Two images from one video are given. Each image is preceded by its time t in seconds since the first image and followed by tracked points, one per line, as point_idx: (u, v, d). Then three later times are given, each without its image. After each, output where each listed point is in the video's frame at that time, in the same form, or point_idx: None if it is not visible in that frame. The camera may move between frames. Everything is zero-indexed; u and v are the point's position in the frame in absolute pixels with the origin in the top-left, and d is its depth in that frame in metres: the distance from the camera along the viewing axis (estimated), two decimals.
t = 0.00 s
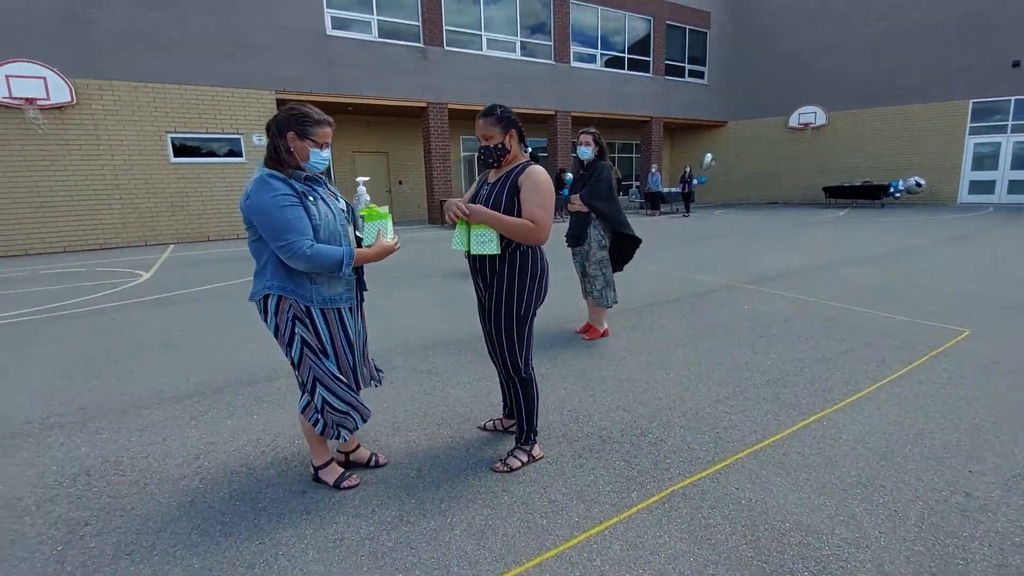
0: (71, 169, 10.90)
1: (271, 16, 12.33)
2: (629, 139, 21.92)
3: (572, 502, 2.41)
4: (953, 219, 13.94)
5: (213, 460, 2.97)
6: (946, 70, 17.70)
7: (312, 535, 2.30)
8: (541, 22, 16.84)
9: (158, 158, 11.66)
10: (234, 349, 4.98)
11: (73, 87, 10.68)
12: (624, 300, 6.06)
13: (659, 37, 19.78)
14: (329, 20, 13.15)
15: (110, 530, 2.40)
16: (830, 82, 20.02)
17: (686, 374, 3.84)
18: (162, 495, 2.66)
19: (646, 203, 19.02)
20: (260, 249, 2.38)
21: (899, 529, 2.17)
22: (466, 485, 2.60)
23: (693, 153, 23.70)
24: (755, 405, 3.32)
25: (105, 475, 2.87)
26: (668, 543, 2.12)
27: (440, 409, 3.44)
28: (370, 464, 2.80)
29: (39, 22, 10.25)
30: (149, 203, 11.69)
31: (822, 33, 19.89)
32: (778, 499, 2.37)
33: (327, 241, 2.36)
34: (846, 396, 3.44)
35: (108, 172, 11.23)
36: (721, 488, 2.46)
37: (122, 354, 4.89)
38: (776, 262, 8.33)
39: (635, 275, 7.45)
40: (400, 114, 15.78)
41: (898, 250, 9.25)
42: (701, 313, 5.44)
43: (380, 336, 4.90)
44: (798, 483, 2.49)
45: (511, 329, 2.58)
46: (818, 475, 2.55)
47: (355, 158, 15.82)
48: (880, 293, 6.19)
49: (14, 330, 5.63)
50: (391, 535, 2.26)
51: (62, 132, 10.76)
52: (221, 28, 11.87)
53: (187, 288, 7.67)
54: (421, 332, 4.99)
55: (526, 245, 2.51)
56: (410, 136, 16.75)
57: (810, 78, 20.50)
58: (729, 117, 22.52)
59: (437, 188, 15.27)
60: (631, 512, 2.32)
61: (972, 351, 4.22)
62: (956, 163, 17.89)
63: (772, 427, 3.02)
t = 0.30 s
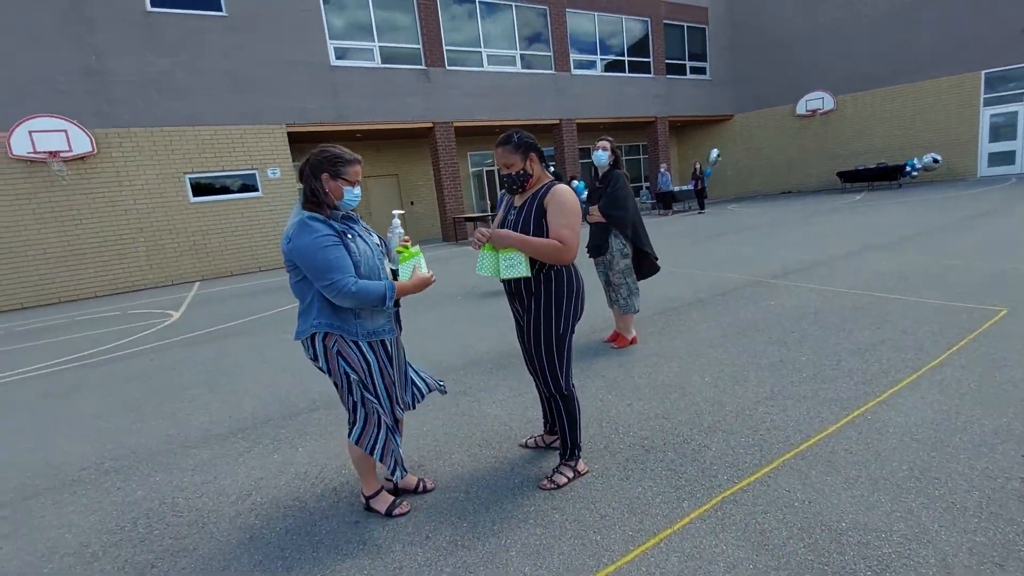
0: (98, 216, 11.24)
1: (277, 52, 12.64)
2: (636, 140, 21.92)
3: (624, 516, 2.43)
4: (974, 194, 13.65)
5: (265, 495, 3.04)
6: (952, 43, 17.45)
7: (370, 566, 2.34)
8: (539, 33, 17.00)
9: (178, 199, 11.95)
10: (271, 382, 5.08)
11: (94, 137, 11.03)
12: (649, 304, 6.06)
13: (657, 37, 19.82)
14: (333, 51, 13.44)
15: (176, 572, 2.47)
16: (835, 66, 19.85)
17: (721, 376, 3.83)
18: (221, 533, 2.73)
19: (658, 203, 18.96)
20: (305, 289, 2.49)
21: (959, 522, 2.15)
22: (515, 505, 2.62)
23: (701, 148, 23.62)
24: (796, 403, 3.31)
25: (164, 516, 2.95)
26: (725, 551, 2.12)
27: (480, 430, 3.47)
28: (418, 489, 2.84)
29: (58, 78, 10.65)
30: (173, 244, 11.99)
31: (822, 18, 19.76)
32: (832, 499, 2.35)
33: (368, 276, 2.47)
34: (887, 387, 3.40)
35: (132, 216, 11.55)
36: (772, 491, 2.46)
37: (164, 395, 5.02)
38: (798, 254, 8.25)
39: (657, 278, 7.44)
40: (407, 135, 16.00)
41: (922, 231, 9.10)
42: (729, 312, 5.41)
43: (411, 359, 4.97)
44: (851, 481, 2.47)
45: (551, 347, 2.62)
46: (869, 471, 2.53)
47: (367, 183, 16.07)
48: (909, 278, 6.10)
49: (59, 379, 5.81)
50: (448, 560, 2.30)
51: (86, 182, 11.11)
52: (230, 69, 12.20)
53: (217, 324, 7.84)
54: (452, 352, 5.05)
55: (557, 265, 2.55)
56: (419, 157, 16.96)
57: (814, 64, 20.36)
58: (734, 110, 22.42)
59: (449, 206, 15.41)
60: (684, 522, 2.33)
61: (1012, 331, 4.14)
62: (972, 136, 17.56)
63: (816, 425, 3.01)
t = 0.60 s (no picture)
0: (99, 208, 11.19)
1: (284, 50, 12.65)
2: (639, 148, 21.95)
3: (629, 524, 2.39)
4: (977, 211, 13.68)
5: (263, 494, 2.99)
6: (957, 61, 17.53)
7: (370, 569, 2.29)
8: (546, 39, 17.05)
9: (181, 193, 11.92)
10: (270, 379, 5.03)
11: (98, 129, 11.00)
12: (653, 312, 6.03)
13: (663, 46, 19.88)
14: (340, 50, 13.45)
15: (172, 569, 2.43)
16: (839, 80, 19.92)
17: (726, 386, 3.80)
18: (218, 530, 2.69)
19: (660, 211, 18.98)
20: (316, 284, 2.49)
21: (972, 540, 2.11)
22: (519, 510, 2.58)
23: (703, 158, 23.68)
24: (803, 415, 3.27)
25: (159, 512, 2.90)
26: (733, 564, 2.09)
27: (483, 433, 3.43)
28: (420, 492, 2.80)
29: (63, 69, 10.64)
30: (174, 237, 11.94)
31: (828, 32, 19.85)
32: (841, 513, 2.32)
33: (381, 272, 2.52)
34: (895, 402, 3.37)
35: (133, 209, 11.50)
36: (781, 504, 2.42)
37: (162, 389, 4.96)
38: (801, 266, 8.24)
39: (659, 286, 7.42)
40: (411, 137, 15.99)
41: (925, 247, 9.10)
42: (733, 322, 5.38)
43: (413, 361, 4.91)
44: (860, 495, 2.43)
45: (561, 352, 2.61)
46: (879, 486, 2.50)
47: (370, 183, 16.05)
48: (915, 293, 6.07)
49: (54, 370, 5.75)
50: (451, 565, 2.26)
51: (88, 173, 11.06)
52: (237, 65, 12.20)
53: (216, 320, 7.79)
54: (454, 354, 5.00)
55: (564, 273, 2.52)
56: (422, 158, 16.94)
57: (818, 77, 20.43)
58: (738, 121, 22.48)
59: (452, 208, 15.39)
60: (692, 533, 2.29)
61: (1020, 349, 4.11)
62: (974, 154, 17.61)
63: (823, 438, 2.97)
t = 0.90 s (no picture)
0: (100, 202, 11.16)
1: (288, 46, 12.61)
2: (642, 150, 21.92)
3: (632, 531, 2.35)
4: (980, 218, 13.64)
5: (259, 494, 2.96)
6: (962, 68, 17.48)
7: (367, 573, 2.26)
8: (551, 39, 17.00)
9: (182, 188, 11.89)
10: (269, 376, 4.99)
11: (100, 122, 10.97)
12: (655, 314, 5.99)
13: (668, 48, 19.83)
14: (344, 47, 13.41)
15: (165, 570, 2.40)
16: (844, 85, 19.87)
17: (730, 390, 3.75)
18: (212, 531, 2.66)
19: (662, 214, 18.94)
20: (320, 279, 2.46)
21: (982, 554, 2.07)
22: (519, 515, 2.55)
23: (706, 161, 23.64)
24: (807, 421, 3.23)
25: (154, 511, 2.88)
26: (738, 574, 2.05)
27: (483, 434, 3.39)
28: (418, 494, 2.77)
29: (67, 62, 10.61)
30: (175, 233, 11.91)
31: (833, 37, 19.80)
32: (848, 523, 2.28)
33: (387, 269, 2.51)
34: (901, 409, 3.32)
35: (135, 203, 11.47)
36: (786, 512, 2.38)
37: (160, 384, 4.93)
38: (804, 270, 8.19)
39: (662, 288, 7.38)
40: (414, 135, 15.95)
41: (929, 253, 9.04)
42: (736, 326, 5.34)
43: (412, 360, 4.88)
44: (866, 505, 2.39)
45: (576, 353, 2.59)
46: (886, 496, 2.45)
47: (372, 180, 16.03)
48: (918, 299, 6.03)
49: (51, 364, 5.72)
50: (449, 570, 2.22)
51: (89, 167, 11.03)
52: (241, 60, 12.17)
53: (216, 316, 7.76)
54: (454, 354, 4.96)
55: (557, 274, 2.49)
56: (425, 157, 16.91)
57: (823, 82, 20.38)
58: (741, 124, 22.44)
59: (453, 207, 15.35)
60: (695, 541, 2.25)
61: None
62: (978, 161, 17.57)
63: (828, 445, 2.93)
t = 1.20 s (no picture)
0: (103, 197, 11.15)
1: (290, 40, 12.54)
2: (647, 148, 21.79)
3: (631, 538, 2.29)
4: (987, 219, 13.51)
5: (253, 494, 2.91)
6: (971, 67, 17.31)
7: None
8: (555, 35, 16.87)
9: (184, 183, 11.85)
10: (267, 374, 4.95)
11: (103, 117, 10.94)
12: (658, 314, 5.91)
13: (674, 45, 19.68)
14: (347, 42, 13.33)
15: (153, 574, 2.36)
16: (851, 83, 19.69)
17: (733, 393, 3.68)
18: (204, 533, 2.62)
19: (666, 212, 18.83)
20: (315, 276, 2.40)
21: (992, 565, 2.00)
22: (516, 520, 2.48)
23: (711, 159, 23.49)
24: (812, 425, 3.16)
25: (146, 511, 2.84)
26: None
27: (482, 435, 3.33)
28: (415, 496, 2.71)
29: (69, 56, 10.57)
30: (177, 228, 11.88)
31: (841, 34, 19.61)
32: (853, 532, 2.22)
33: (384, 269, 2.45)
34: (908, 414, 3.25)
35: (137, 198, 11.44)
36: (790, 520, 2.32)
37: (157, 381, 4.90)
38: (809, 270, 8.08)
39: (665, 287, 7.30)
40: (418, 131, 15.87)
41: (936, 254, 8.93)
42: (740, 326, 5.26)
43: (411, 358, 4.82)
44: (873, 514, 2.33)
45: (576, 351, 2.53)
46: (894, 504, 2.38)
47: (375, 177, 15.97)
48: (925, 300, 5.95)
49: (48, 360, 5.68)
50: None
51: (91, 161, 11.00)
52: (244, 55, 12.11)
53: (215, 312, 7.71)
54: (454, 353, 4.90)
55: (547, 270, 2.49)
56: (428, 153, 16.84)
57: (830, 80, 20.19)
58: (747, 122, 22.28)
59: (456, 204, 15.28)
60: (696, 549, 2.19)
61: None
62: (986, 161, 17.41)
63: (834, 450, 2.86)
